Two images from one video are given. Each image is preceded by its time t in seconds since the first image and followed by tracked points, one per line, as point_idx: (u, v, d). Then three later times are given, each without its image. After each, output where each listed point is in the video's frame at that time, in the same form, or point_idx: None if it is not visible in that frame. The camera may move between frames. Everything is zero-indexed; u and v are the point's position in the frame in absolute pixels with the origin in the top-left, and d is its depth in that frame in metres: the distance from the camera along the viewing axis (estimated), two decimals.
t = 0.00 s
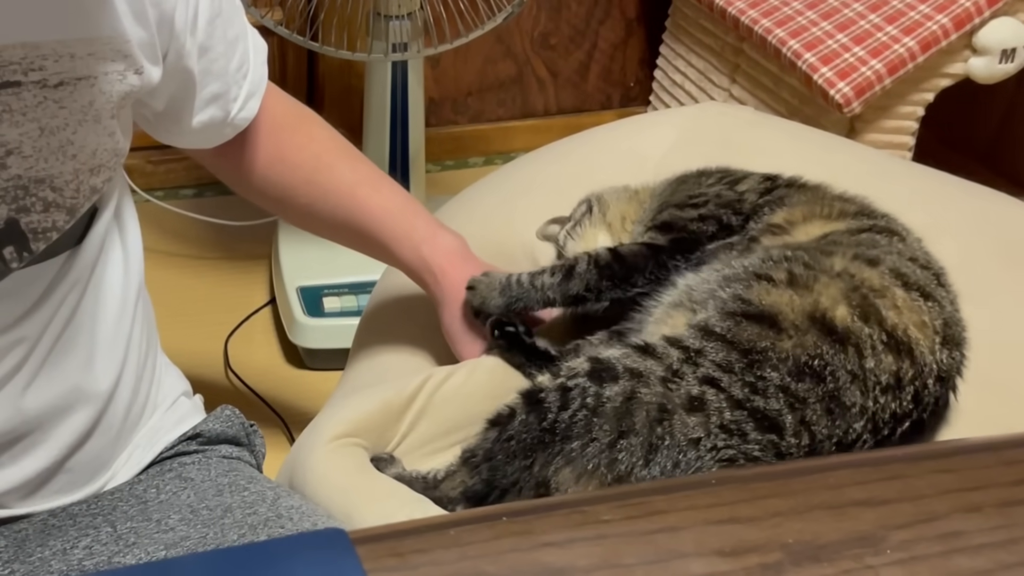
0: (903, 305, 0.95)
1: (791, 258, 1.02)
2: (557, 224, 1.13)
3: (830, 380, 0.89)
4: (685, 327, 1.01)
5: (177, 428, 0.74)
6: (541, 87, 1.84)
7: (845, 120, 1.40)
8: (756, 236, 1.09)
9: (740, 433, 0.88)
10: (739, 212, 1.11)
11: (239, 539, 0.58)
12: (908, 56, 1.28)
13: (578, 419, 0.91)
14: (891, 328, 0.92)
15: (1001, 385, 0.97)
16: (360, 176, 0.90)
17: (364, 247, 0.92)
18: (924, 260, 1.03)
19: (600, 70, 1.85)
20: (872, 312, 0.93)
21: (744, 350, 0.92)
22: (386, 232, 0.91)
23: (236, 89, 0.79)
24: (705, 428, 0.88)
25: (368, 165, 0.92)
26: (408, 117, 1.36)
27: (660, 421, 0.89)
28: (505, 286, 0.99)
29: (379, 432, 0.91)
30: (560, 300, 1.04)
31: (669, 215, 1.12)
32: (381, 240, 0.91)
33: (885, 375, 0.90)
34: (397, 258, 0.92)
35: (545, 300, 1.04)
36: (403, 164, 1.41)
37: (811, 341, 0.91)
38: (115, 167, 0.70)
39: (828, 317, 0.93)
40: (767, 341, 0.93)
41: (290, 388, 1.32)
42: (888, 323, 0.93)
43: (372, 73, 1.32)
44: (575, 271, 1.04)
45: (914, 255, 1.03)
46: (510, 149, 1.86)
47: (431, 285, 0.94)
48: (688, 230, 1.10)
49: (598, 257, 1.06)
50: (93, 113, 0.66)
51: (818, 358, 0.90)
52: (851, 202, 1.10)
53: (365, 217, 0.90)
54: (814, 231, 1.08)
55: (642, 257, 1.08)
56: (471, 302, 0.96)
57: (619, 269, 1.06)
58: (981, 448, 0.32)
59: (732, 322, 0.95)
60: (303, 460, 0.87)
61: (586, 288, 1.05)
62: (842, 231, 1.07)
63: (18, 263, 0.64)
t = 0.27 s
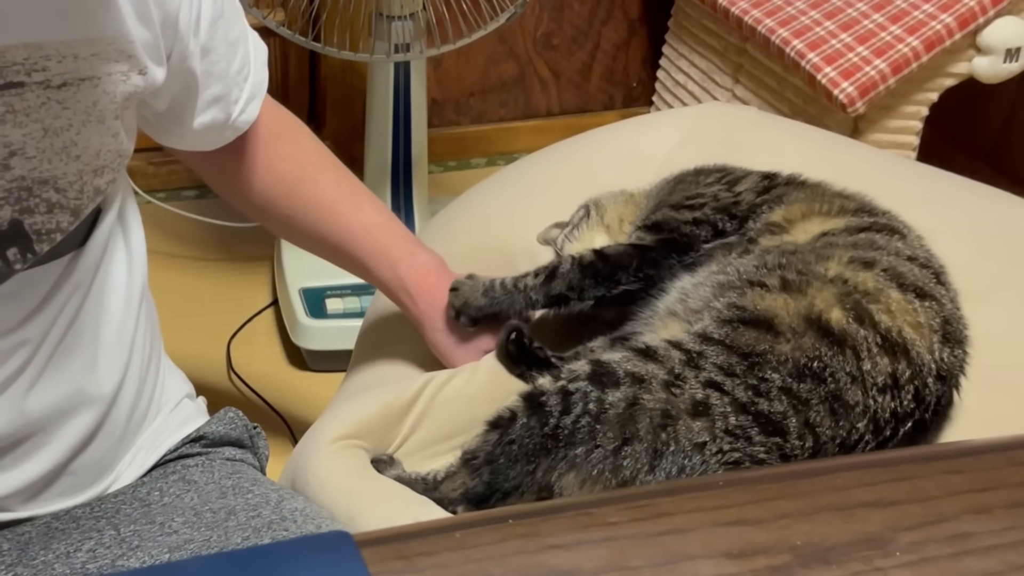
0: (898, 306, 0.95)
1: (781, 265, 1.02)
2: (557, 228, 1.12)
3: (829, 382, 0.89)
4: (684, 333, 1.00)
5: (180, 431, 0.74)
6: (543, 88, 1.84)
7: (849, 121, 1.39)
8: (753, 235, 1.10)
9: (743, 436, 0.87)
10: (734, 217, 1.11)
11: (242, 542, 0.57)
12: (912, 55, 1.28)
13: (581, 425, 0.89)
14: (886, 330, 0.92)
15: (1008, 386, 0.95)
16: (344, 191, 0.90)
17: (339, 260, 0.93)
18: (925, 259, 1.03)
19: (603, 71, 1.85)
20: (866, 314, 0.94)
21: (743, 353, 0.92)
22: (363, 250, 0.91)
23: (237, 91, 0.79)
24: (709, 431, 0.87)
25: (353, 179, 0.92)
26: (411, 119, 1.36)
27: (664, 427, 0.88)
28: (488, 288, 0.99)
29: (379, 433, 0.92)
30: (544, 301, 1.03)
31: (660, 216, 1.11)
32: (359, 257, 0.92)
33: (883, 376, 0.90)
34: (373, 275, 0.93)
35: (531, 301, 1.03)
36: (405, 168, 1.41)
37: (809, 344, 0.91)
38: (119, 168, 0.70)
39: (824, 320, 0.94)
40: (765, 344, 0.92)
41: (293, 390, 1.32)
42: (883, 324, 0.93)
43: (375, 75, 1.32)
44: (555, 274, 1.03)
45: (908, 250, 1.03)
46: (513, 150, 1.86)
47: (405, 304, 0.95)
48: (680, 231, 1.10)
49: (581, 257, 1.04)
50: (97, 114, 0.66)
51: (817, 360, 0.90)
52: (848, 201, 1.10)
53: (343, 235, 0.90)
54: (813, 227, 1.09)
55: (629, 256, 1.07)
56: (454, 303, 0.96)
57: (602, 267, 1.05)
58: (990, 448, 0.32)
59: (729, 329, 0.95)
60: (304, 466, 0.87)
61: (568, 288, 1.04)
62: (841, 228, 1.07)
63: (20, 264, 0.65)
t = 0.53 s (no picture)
0: (898, 309, 0.96)
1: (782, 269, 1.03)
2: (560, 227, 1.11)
3: (831, 380, 0.89)
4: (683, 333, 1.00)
5: (183, 430, 0.74)
6: (546, 86, 1.83)
7: (852, 118, 1.39)
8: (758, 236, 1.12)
9: (748, 434, 0.87)
10: (738, 217, 1.11)
11: (246, 541, 0.57)
12: (916, 54, 1.27)
13: (584, 426, 0.89)
14: (884, 331, 0.93)
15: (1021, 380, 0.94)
16: (356, 190, 0.90)
17: (352, 260, 0.92)
18: (929, 260, 1.03)
19: (605, 69, 1.85)
20: (865, 313, 0.95)
21: (744, 351, 0.93)
22: (375, 249, 0.91)
23: (238, 92, 0.79)
24: (713, 430, 0.87)
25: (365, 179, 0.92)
26: (413, 118, 1.36)
27: (668, 426, 0.88)
28: (483, 289, 0.97)
29: (383, 432, 0.92)
30: (542, 300, 1.02)
31: (662, 213, 1.11)
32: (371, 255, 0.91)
33: (883, 375, 0.90)
34: (386, 276, 0.92)
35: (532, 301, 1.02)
36: (408, 167, 1.41)
37: (810, 343, 0.92)
38: (122, 167, 0.70)
39: (826, 321, 0.94)
40: (766, 343, 0.93)
41: (296, 389, 1.32)
42: (881, 323, 0.94)
43: (377, 73, 1.32)
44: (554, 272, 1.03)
45: (908, 249, 1.04)
46: (515, 149, 1.86)
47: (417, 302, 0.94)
48: (682, 228, 1.10)
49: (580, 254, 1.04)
50: (100, 112, 0.66)
51: (818, 358, 0.91)
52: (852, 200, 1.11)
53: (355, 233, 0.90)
54: (818, 228, 1.10)
55: (629, 253, 1.07)
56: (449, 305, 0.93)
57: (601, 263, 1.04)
58: (999, 447, 0.32)
59: (729, 329, 0.95)
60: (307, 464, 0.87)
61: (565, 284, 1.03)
62: (845, 229, 1.08)
63: (25, 262, 0.65)
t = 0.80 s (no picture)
0: (905, 311, 0.94)
1: (789, 271, 1.01)
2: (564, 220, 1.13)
3: (831, 383, 0.88)
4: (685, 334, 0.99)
5: (184, 431, 0.74)
6: (546, 87, 1.83)
7: (852, 118, 1.39)
8: (760, 229, 1.10)
9: (748, 438, 0.87)
10: (733, 217, 1.12)
11: (246, 542, 0.57)
12: (915, 54, 1.28)
13: (583, 429, 0.88)
14: (888, 334, 0.91)
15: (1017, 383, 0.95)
16: (357, 223, 0.91)
17: (347, 290, 0.93)
18: (936, 260, 1.01)
19: (606, 70, 1.85)
20: (868, 315, 0.93)
21: (746, 352, 0.92)
22: (372, 283, 0.92)
23: (239, 97, 0.79)
24: (715, 433, 0.87)
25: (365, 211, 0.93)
26: (413, 118, 1.36)
27: (668, 430, 0.87)
28: (469, 286, 1.00)
29: (383, 433, 0.92)
30: (525, 290, 1.04)
31: (656, 210, 1.13)
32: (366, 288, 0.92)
33: (884, 378, 0.89)
34: (382, 309, 0.94)
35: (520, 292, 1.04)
36: (408, 167, 1.41)
37: (813, 345, 0.91)
38: (123, 168, 0.70)
39: (829, 323, 0.93)
40: (768, 344, 0.92)
41: (297, 390, 1.32)
42: (885, 324, 0.92)
43: (377, 74, 1.32)
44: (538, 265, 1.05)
45: (910, 248, 1.02)
46: (515, 149, 1.86)
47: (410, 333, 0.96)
48: (672, 224, 1.12)
49: (565, 249, 1.07)
50: (100, 113, 0.66)
51: (819, 361, 0.90)
52: (858, 197, 1.10)
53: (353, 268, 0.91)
54: (826, 224, 1.08)
55: (611, 245, 1.10)
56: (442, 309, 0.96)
57: (583, 256, 1.07)
58: (1000, 447, 0.32)
59: (731, 329, 0.95)
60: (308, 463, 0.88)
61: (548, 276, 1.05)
62: (854, 226, 1.06)
63: (25, 262, 0.65)
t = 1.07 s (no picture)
0: (905, 312, 0.97)
1: (793, 267, 1.04)
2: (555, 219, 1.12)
3: (823, 388, 0.91)
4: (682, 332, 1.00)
5: (184, 432, 0.74)
6: (545, 87, 1.83)
7: (850, 119, 1.39)
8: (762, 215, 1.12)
9: (736, 443, 0.89)
10: (732, 206, 1.12)
11: (246, 543, 0.57)
12: (913, 55, 1.28)
13: (572, 430, 0.90)
14: (885, 336, 0.94)
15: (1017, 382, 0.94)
16: (325, 220, 0.89)
17: (313, 288, 0.91)
18: (939, 258, 1.04)
19: (604, 71, 1.85)
20: (862, 320, 0.96)
21: (738, 356, 0.94)
22: (338, 281, 0.89)
23: (242, 96, 0.79)
24: (705, 437, 0.89)
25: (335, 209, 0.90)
26: (411, 118, 1.36)
27: (658, 435, 0.89)
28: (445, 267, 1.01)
29: (374, 438, 0.91)
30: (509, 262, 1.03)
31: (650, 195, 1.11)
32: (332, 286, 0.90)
33: (877, 380, 0.92)
34: (346, 308, 0.91)
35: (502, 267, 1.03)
36: (406, 168, 1.41)
37: (805, 349, 0.93)
38: (126, 169, 0.70)
39: (822, 326, 0.95)
40: (762, 347, 0.94)
41: (295, 391, 1.32)
42: (879, 331, 0.95)
43: (375, 74, 1.32)
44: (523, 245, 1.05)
45: (913, 247, 1.04)
46: (514, 150, 1.86)
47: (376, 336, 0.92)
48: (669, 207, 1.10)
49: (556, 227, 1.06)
50: (102, 115, 0.66)
51: (811, 365, 0.92)
52: (865, 192, 1.12)
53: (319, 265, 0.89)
54: (834, 217, 1.10)
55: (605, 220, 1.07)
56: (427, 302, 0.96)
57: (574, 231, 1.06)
58: (995, 448, 0.32)
59: (726, 330, 0.97)
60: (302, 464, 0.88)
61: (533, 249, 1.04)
62: (862, 221, 1.09)
63: (26, 264, 0.64)
